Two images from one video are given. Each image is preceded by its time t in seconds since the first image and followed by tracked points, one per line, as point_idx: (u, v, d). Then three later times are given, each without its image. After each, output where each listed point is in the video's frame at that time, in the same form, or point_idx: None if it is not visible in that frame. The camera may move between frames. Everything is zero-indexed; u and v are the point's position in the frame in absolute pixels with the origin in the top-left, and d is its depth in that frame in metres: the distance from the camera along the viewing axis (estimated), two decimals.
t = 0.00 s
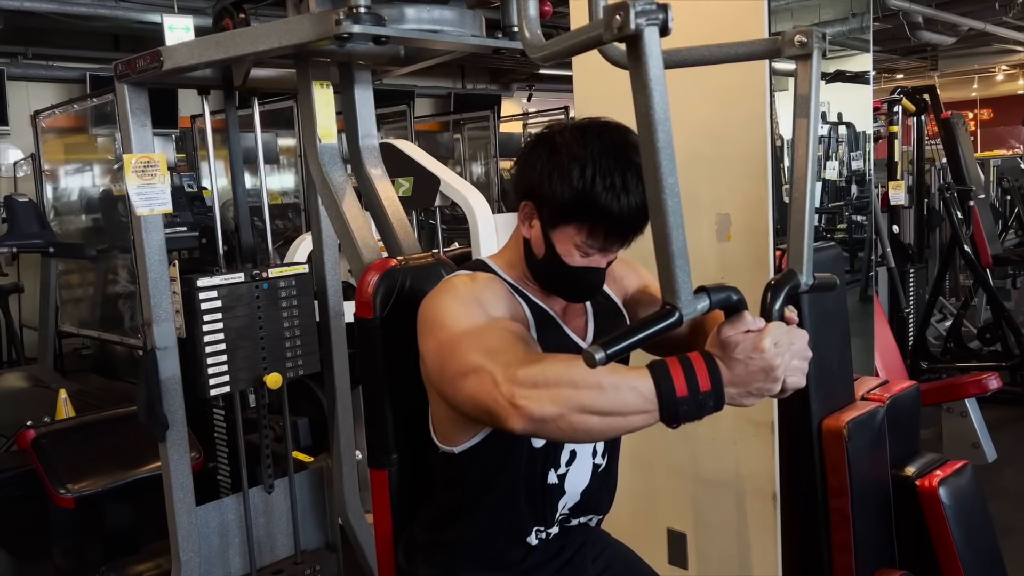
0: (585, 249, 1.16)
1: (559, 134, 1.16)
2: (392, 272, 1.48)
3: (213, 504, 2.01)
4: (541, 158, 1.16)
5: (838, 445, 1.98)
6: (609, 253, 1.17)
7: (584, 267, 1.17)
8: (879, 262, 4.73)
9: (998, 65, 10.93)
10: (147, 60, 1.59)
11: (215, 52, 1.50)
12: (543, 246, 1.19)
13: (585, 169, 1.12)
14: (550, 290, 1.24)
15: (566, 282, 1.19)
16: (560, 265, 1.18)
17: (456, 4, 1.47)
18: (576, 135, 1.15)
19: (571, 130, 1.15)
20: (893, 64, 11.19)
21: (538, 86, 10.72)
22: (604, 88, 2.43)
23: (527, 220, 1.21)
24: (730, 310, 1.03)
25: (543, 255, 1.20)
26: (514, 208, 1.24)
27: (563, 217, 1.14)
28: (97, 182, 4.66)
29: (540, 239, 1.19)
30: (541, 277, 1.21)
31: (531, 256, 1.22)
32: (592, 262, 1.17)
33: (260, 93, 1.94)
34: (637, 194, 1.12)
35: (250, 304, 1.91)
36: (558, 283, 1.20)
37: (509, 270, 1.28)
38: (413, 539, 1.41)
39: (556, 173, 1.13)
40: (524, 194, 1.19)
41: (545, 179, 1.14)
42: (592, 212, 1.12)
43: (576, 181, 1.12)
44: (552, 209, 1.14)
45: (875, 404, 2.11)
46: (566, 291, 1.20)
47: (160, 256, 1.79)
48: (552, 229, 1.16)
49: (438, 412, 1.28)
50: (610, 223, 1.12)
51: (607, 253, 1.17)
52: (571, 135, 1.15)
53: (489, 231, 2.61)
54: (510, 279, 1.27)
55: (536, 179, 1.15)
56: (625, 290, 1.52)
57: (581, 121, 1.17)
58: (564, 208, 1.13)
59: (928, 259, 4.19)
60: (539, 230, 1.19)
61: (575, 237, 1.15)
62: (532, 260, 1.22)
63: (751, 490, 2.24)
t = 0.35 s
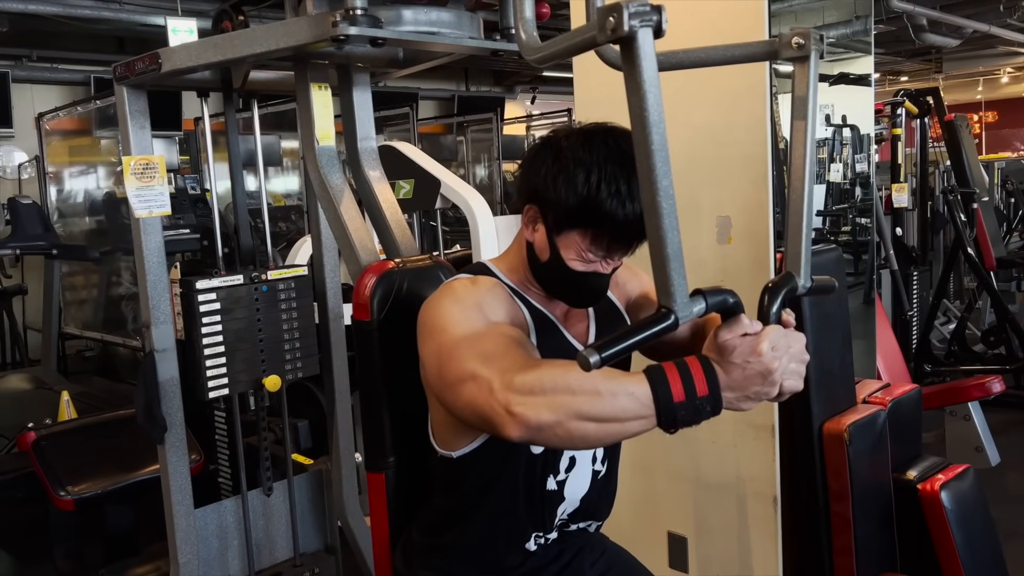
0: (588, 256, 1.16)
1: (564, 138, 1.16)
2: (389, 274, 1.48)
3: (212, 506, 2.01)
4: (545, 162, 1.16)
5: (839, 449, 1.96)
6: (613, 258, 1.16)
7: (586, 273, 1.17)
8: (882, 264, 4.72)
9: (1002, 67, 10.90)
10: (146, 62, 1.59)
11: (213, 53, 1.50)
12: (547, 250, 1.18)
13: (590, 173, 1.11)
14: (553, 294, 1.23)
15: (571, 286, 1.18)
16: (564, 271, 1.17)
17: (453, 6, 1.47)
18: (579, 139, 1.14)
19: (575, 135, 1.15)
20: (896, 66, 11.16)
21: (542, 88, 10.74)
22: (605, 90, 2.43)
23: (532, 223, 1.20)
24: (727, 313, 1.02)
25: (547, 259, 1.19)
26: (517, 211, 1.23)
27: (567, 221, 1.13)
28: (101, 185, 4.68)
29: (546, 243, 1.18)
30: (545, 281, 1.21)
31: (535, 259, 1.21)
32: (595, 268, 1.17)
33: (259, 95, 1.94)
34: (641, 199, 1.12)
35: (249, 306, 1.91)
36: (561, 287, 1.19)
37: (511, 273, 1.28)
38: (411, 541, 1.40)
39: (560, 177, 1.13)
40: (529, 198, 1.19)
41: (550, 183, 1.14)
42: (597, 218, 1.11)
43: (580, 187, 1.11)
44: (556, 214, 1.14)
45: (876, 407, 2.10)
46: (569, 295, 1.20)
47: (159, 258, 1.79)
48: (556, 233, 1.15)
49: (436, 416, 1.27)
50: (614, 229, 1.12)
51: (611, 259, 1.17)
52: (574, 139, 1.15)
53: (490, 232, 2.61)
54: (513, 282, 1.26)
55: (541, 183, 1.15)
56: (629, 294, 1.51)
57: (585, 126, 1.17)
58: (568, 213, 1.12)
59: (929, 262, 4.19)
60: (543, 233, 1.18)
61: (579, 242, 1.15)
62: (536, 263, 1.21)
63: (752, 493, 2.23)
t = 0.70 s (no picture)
0: (584, 253, 1.14)
1: (560, 134, 1.15)
2: (382, 272, 1.47)
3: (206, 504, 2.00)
4: (540, 159, 1.14)
5: (836, 449, 1.95)
6: (609, 255, 1.15)
7: (582, 270, 1.15)
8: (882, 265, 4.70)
9: (1004, 67, 10.87)
10: (137, 59, 1.59)
11: (205, 49, 1.49)
12: (543, 247, 1.17)
13: (586, 170, 1.10)
14: (548, 291, 1.22)
15: (567, 284, 1.17)
16: (559, 269, 1.16)
17: (446, 1, 1.47)
18: (575, 135, 1.13)
19: (571, 131, 1.14)
20: (899, 67, 11.14)
21: (543, 89, 10.73)
22: (602, 88, 2.42)
23: (527, 220, 1.19)
24: (721, 311, 1.01)
25: (543, 257, 1.18)
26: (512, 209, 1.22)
27: (562, 218, 1.12)
28: (101, 183, 4.67)
29: (541, 240, 1.17)
30: (540, 278, 1.19)
31: (530, 257, 1.20)
32: (591, 265, 1.15)
33: (253, 92, 1.93)
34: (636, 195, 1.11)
35: (243, 304, 1.90)
36: (556, 284, 1.18)
37: (507, 271, 1.27)
38: (404, 540, 1.39)
39: (556, 173, 1.12)
40: (523, 195, 1.17)
41: (545, 179, 1.12)
42: (593, 214, 1.10)
43: (576, 183, 1.10)
44: (552, 210, 1.12)
45: (874, 407, 2.09)
46: (566, 293, 1.19)
47: (152, 255, 1.79)
48: (552, 230, 1.14)
49: (429, 414, 1.26)
50: (610, 226, 1.11)
51: (607, 256, 1.15)
52: (570, 135, 1.14)
53: (485, 226, 2.62)
54: (508, 280, 1.25)
55: (536, 180, 1.14)
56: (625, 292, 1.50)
57: (581, 121, 1.16)
58: (564, 209, 1.11)
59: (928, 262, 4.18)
60: (538, 230, 1.17)
61: (575, 239, 1.13)
62: (531, 261, 1.20)
63: (749, 493, 2.22)
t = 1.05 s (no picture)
0: (584, 252, 1.13)
1: (559, 133, 1.14)
2: (380, 271, 1.46)
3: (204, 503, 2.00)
4: (539, 158, 1.14)
5: (836, 449, 1.95)
6: (609, 254, 1.14)
7: (583, 270, 1.15)
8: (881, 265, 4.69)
9: (1005, 67, 10.85)
10: (134, 57, 1.59)
11: (202, 47, 1.49)
12: (542, 247, 1.16)
13: (585, 168, 1.10)
14: (547, 291, 1.21)
15: (567, 283, 1.16)
16: (559, 269, 1.15)
17: None
18: (575, 135, 1.12)
19: (570, 130, 1.13)
20: (899, 66, 11.12)
21: (543, 87, 10.73)
22: (602, 87, 2.41)
23: (526, 220, 1.18)
24: (720, 312, 1.00)
25: (542, 257, 1.17)
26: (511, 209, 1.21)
27: (562, 217, 1.11)
28: (100, 181, 4.66)
29: (540, 240, 1.16)
30: (540, 278, 1.19)
31: (529, 256, 1.19)
32: (591, 264, 1.14)
33: (251, 90, 1.92)
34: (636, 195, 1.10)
35: (242, 304, 1.89)
36: (555, 284, 1.17)
37: (506, 271, 1.26)
38: (401, 540, 1.39)
39: (555, 172, 1.11)
40: (522, 195, 1.17)
41: (544, 178, 1.12)
42: (593, 214, 1.09)
43: (575, 183, 1.10)
44: (551, 210, 1.12)
45: (874, 408, 2.08)
46: (565, 292, 1.18)
47: (150, 254, 1.78)
48: (551, 230, 1.14)
49: (427, 414, 1.25)
50: (610, 225, 1.10)
51: (607, 255, 1.15)
52: (569, 134, 1.13)
53: (485, 227, 2.61)
54: (507, 280, 1.24)
55: (534, 179, 1.13)
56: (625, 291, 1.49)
57: (580, 120, 1.15)
58: (563, 209, 1.10)
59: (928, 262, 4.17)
60: (537, 230, 1.16)
61: (574, 239, 1.13)
62: (530, 261, 1.20)
63: (748, 493, 2.21)
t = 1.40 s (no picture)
0: (585, 248, 1.13)
1: (560, 130, 1.13)
2: (379, 269, 1.46)
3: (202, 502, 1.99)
4: (539, 155, 1.13)
5: (836, 448, 1.94)
6: (610, 251, 1.14)
7: (586, 268, 1.14)
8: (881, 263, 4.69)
9: (1004, 66, 10.85)
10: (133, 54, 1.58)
11: (201, 43, 1.48)
12: (543, 246, 1.16)
13: (585, 165, 1.09)
14: (548, 290, 1.21)
15: (569, 282, 1.15)
16: (561, 266, 1.14)
17: None
18: (575, 132, 1.12)
19: (571, 127, 1.13)
20: (899, 65, 11.12)
21: (543, 85, 10.73)
22: (602, 85, 2.40)
23: (527, 218, 1.18)
24: (718, 312, 1.00)
25: (543, 255, 1.16)
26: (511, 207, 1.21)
27: (562, 215, 1.11)
28: (100, 178, 4.65)
29: (541, 238, 1.16)
30: (540, 276, 1.18)
31: (530, 255, 1.18)
32: (592, 261, 1.14)
33: (250, 87, 1.91)
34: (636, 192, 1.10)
35: (241, 303, 1.88)
36: (556, 282, 1.17)
37: (506, 269, 1.25)
38: (400, 540, 1.38)
39: (555, 169, 1.10)
40: (523, 193, 1.16)
41: (544, 176, 1.11)
42: (595, 211, 1.09)
43: (576, 179, 1.09)
44: (551, 207, 1.11)
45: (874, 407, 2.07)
46: (567, 292, 1.17)
47: (148, 252, 1.78)
48: (551, 227, 1.13)
49: (427, 415, 1.25)
50: (611, 223, 1.10)
51: (608, 252, 1.14)
52: (570, 130, 1.12)
53: (485, 225, 2.60)
54: (508, 280, 1.24)
55: (535, 177, 1.13)
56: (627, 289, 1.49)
57: (581, 117, 1.14)
58: (564, 206, 1.10)
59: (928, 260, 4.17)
60: (538, 229, 1.16)
61: (576, 236, 1.12)
62: (532, 259, 1.19)
63: (747, 493, 2.21)
